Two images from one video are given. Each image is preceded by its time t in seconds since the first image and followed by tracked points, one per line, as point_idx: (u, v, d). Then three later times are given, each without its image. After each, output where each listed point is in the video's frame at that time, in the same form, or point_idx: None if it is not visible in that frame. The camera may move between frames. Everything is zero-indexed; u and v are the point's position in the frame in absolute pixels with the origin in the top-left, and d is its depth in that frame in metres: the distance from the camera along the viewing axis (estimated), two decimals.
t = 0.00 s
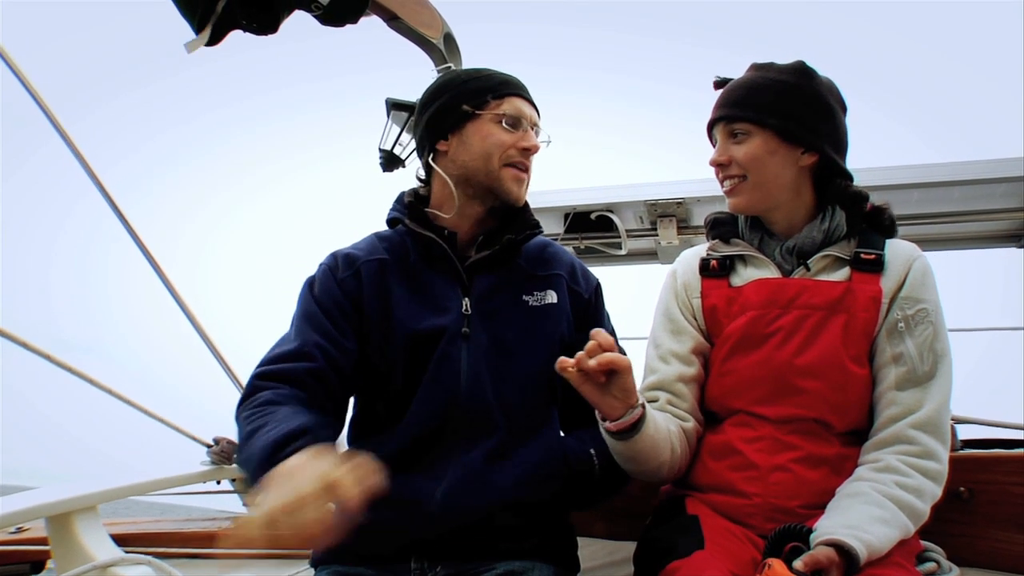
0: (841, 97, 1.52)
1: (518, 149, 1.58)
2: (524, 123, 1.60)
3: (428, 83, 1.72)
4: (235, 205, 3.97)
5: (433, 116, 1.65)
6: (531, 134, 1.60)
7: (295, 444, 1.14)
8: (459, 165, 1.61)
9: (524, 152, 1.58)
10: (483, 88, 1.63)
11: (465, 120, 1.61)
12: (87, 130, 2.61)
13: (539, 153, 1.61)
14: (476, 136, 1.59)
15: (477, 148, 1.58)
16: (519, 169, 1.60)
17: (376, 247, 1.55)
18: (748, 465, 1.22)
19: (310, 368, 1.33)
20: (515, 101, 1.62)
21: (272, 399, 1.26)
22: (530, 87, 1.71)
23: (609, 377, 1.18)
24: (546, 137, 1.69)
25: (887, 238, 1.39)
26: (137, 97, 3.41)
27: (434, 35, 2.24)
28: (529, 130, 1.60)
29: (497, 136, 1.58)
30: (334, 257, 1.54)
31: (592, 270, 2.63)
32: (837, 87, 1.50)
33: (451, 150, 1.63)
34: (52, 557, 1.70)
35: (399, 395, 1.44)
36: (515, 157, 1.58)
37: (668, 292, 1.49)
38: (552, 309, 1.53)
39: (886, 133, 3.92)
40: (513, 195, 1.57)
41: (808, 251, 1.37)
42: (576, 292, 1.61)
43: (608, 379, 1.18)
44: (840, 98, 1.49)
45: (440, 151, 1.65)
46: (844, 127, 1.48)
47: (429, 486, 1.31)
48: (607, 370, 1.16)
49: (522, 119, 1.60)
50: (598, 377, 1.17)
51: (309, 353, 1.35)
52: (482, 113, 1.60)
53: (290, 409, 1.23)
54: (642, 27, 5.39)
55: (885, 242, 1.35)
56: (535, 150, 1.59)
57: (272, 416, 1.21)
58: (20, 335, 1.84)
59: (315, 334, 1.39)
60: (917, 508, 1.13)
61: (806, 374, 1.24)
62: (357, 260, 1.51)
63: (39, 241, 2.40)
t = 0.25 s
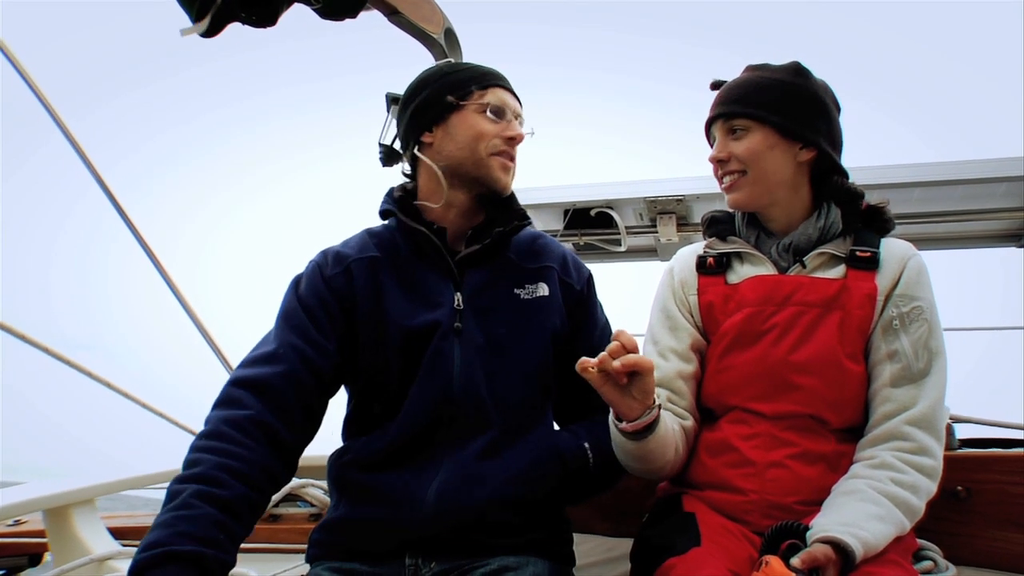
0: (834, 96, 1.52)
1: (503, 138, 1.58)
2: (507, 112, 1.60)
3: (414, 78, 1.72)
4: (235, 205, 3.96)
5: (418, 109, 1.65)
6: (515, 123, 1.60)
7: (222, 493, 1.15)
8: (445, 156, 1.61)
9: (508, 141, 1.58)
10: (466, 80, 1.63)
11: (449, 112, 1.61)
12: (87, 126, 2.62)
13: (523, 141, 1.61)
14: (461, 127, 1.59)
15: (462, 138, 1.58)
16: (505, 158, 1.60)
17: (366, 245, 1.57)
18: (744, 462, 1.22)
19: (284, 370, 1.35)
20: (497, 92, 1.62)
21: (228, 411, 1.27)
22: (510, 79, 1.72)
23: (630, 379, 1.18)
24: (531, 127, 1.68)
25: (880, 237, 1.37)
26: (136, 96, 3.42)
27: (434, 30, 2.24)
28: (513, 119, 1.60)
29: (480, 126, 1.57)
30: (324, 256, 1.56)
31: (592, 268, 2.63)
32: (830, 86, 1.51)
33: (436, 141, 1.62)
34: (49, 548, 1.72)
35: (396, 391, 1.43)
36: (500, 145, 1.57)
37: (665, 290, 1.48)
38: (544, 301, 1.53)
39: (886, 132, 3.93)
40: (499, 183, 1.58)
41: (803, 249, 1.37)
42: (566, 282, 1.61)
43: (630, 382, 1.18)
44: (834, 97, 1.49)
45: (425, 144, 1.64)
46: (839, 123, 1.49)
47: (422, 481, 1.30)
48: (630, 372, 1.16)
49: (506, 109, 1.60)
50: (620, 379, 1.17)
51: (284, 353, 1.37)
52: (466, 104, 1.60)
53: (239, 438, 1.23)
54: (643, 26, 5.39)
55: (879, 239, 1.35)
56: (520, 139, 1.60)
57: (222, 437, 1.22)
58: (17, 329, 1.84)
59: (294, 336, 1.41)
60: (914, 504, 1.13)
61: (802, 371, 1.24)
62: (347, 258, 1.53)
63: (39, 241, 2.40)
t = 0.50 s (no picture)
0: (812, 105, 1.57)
1: (491, 151, 1.62)
2: (495, 126, 1.64)
3: (399, 90, 1.75)
4: (235, 204, 3.97)
5: (408, 120, 1.67)
6: (501, 137, 1.65)
7: (237, 497, 1.16)
8: (435, 166, 1.63)
9: (496, 155, 1.63)
10: (455, 93, 1.67)
11: (439, 123, 1.64)
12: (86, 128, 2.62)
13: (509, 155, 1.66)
14: (451, 138, 1.62)
15: (452, 150, 1.62)
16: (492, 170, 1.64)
17: (355, 253, 1.57)
18: (740, 459, 1.22)
19: (287, 376, 1.36)
20: (485, 106, 1.67)
21: (240, 421, 1.28)
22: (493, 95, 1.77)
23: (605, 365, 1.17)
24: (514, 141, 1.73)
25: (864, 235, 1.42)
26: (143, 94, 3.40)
27: (434, 30, 2.24)
28: (499, 133, 1.65)
29: (471, 139, 1.61)
30: (315, 266, 1.56)
31: (592, 267, 2.64)
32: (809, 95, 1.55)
33: (426, 151, 1.65)
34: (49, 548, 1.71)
35: (384, 387, 1.44)
36: (489, 158, 1.62)
37: (659, 291, 1.49)
38: (530, 297, 1.52)
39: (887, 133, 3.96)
40: (485, 194, 1.61)
41: (795, 246, 1.37)
42: (548, 281, 1.60)
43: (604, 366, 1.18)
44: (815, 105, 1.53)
45: (415, 153, 1.67)
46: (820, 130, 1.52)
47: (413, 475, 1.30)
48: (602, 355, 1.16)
49: (493, 122, 1.65)
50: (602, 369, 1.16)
51: (283, 363, 1.38)
52: (456, 117, 1.64)
53: (252, 444, 1.24)
54: (642, 26, 5.36)
55: (867, 237, 1.35)
56: (507, 152, 1.65)
57: (234, 445, 1.23)
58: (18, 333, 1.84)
59: (296, 342, 1.42)
60: (910, 497, 1.13)
61: (796, 366, 1.25)
62: (337, 265, 1.54)
63: (40, 240, 2.35)
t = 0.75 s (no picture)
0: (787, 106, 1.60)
1: (463, 160, 1.65)
2: (466, 136, 1.68)
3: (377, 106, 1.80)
4: (235, 204, 4.08)
5: (383, 133, 1.72)
6: (473, 147, 1.69)
7: (239, 484, 1.16)
8: (410, 175, 1.67)
9: (468, 164, 1.66)
10: (428, 106, 1.71)
11: (413, 135, 1.69)
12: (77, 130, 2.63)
13: (481, 163, 1.69)
14: (424, 149, 1.66)
15: (426, 160, 1.65)
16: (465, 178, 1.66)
17: (338, 258, 1.58)
18: (734, 449, 1.22)
19: (278, 374, 1.35)
20: (456, 118, 1.71)
21: (235, 418, 1.27)
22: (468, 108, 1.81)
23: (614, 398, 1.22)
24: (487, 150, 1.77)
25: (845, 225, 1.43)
26: (131, 99, 3.41)
27: (425, 24, 2.25)
28: (471, 143, 1.68)
29: (443, 149, 1.65)
30: (300, 273, 1.57)
31: (586, 262, 2.64)
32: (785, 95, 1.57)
33: (402, 162, 1.69)
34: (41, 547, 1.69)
35: (366, 381, 1.43)
36: (461, 166, 1.65)
37: (645, 286, 1.49)
38: (511, 289, 1.53)
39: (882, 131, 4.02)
40: (458, 201, 1.64)
41: (779, 240, 1.39)
42: (528, 276, 1.61)
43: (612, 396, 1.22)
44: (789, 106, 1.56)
45: (391, 163, 1.71)
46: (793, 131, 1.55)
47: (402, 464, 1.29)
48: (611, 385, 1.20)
49: (465, 133, 1.68)
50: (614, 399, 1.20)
51: (275, 361, 1.37)
52: (429, 129, 1.68)
53: (249, 438, 1.24)
54: (642, 26, 5.40)
55: (848, 228, 1.36)
56: (478, 161, 1.68)
57: (231, 437, 1.23)
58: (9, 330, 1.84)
59: (286, 342, 1.41)
60: (901, 482, 1.13)
61: (786, 355, 1.25)
62: (321, 269, 1.54)
63: (40, 240, 2.35)
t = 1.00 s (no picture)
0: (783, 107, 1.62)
1: (455, 166, 1.66)
2: (456, 143, 1.69)
3: (371, 119, 1.81)
4: (235, 204, 4.26)
5: (377, 145, 1.73)
6: (465, 153, 1.69)
7: (246, 480, 1.15)
8: (404, 184, 1.68)
9: (458, 169, 1.66)
10: (419, 116, 1.72)
11: (405, 144, 1.70)
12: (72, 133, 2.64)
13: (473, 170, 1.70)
14: (416, 158, 1.67)
15: (417, 168, 1.66)
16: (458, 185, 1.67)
17: (337, 265, 1.60)
18: (736, 450, 1.22)
19: (281, 376, 1.35)
20: (447, 126, 1.72)
21: (239, 419, 1.27)
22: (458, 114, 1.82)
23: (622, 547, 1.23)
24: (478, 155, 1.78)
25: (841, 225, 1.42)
26: (122, 103, 3.42)
27: (421, 25, 2.25)
28: (462, 150, 1.69)
29: (435, 157, 1.66)
30: (300, 281, 1.57)
31: (582, 262, 2.64)
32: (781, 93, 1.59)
33: (396, 172, 1.70)
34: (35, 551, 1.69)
35: (362, 379, 1.43)
36: (452, 173, 1.65)
37: (641, 287, 1.50)
38: (509, 293, 1.54)
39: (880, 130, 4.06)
40: (450, 208, 1.64)
41: (778, 239, 1.40)
42: (527, 281, 1.62)
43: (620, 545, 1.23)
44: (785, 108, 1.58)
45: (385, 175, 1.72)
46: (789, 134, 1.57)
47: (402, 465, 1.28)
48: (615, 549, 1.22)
49: (455, 140, 1.69)
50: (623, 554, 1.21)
51: (277, 363, 1.37)
52: (420, 138, 1.69)
53: (254, 437, 1.23)
54: (642, 26, 5.59)
55: (848, 228, 1.37)
56: (470, 167, 1.69)
57: (238, 436, 1.23)
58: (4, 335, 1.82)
59: (287, 346, 1.41)
60: (902, 482, 1.14)
61: (787, 354, 1.26)
62: (320, 276, 1.55)
63: (40, 240, 2.35)
